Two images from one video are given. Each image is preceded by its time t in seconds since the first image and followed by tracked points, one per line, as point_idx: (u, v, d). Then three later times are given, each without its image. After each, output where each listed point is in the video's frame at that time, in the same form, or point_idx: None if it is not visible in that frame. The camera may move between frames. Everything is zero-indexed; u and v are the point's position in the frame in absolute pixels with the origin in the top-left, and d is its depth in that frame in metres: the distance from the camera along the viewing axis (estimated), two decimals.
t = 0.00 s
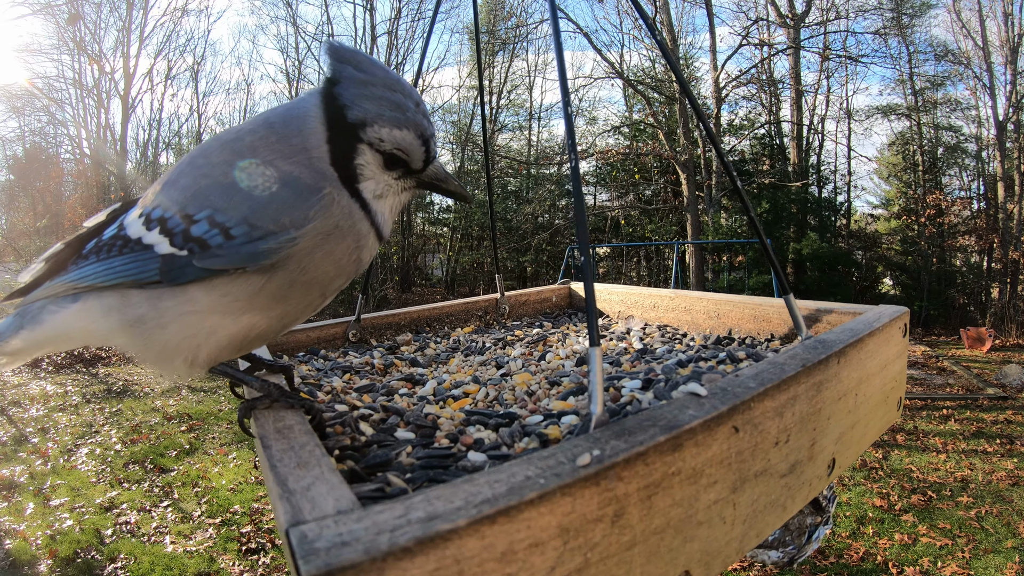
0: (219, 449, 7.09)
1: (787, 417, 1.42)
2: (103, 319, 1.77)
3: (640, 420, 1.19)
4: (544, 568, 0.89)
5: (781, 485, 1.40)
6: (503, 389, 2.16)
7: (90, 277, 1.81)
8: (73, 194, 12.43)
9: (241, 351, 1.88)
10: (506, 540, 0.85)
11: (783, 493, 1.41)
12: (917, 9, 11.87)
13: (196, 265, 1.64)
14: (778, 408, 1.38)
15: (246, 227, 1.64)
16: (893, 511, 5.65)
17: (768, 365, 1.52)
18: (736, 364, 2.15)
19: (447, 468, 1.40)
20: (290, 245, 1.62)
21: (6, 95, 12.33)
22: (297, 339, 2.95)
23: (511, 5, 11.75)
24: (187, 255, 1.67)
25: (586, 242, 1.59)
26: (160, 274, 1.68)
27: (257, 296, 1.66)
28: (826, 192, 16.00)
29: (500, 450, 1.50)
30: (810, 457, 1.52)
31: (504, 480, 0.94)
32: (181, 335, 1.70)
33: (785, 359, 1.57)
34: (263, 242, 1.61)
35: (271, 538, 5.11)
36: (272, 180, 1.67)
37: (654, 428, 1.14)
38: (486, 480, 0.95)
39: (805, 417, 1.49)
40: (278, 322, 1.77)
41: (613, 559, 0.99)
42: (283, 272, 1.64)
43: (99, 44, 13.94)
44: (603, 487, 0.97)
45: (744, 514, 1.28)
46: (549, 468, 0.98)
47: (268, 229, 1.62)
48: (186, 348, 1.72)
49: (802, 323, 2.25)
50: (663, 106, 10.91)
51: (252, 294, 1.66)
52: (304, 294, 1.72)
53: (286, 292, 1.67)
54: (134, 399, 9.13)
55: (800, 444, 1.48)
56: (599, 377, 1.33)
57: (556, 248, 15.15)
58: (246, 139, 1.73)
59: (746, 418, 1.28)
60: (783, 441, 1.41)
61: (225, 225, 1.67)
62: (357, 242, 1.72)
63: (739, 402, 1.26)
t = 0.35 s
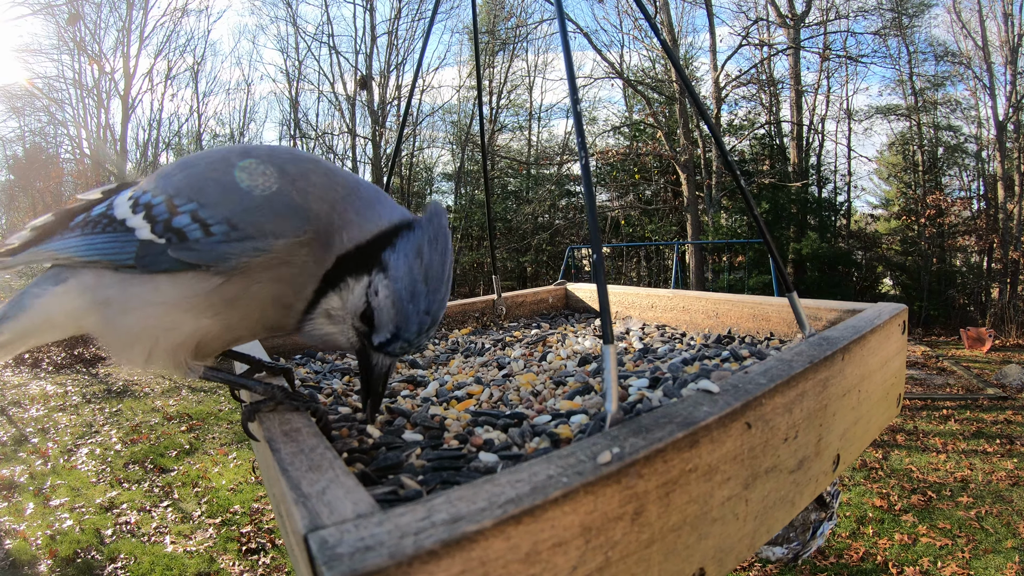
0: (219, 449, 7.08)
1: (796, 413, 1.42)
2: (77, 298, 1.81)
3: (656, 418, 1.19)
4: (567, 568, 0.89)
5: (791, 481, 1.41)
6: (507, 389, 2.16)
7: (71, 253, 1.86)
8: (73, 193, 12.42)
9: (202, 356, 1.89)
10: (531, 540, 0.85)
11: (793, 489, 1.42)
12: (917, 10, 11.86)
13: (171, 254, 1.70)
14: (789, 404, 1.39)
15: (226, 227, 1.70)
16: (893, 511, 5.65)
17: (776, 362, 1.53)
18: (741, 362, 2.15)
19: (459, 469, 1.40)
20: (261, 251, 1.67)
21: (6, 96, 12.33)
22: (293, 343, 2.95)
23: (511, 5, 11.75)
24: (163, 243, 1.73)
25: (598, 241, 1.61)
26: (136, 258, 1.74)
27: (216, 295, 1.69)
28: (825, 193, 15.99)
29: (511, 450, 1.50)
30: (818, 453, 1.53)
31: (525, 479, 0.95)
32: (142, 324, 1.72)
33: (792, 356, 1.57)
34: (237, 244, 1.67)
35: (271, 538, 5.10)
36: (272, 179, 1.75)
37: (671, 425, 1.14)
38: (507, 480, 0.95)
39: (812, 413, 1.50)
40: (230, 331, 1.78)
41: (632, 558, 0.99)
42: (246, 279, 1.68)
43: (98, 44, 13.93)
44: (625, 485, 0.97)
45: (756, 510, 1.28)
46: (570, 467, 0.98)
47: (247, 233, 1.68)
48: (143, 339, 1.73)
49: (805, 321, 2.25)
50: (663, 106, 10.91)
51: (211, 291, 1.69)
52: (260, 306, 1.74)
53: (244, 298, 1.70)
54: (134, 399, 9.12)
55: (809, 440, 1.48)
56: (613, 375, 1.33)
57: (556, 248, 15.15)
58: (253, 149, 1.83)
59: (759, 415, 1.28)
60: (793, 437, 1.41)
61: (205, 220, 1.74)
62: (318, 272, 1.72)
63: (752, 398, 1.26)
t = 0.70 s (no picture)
0: (219, 449, 7.09)
1: (779, 418, 1.42)
2: (120, 311, 1.81)
3: (631, 421, 1.19)
4: (533, 568, 0.89)
5: (773, 486, 1.41)
6: (500, 388, 2.15)
7: (109, 273, 1.83)
8: (73, 194, 12.44)
9: (245, 337, 1.92)
10: (494, 539, 0.85)
11: (775, 494, 1.41)
12: (917, 10, 11.85)
13: (196, 258, 1.68)
14: (771, 410, 1.38)
15: (236, 221, 1.67)
16: (893, 511, 5.65)
17: (761, 367, 1.52)
18: (732, 364, 2.16)
19: (442, 467, 1.40)
20: (277, 232, 1.64)
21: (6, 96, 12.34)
22: (298, 338, 2.95)
23: (511, 5, 11.76)
24: (187, 248, 1.71)
25: (580, 242, 1.59)
26: (165, 266, 1.73)
27: (252, 284, 1.69)
28: (826, 193, 15.99)
29: (495, 449, 1.50)
30: (803, 459, 1.53)
31: (493, 479, 0.95)
32: (187, 324, 1.74)
33: (779, 361, 1.57)
34: (251, 233, 1.65)
35: (270, 538, 5.11)
36: (270, 180, 1.67)
37: (645, 429, 1.14)
38: (477, 479, 0.95)
39: (797, 418, 1.49)
40: (275, 306, 1.80)
41: (601, 559, 0.99)
42: (272, 259, 1.67)
43: (99, 45, 13.95)
44: (592, 487, 0.97)
45: (735, 515, 1.28)
46: (539, 469, 0.98)
47: (257, 220, 1.65)
48: (191, 335, 1.75)
49: (797, 324, 2.25)
50: (663, 106, 10.91)
51: (247, 281, 1.69)
52: (296, 278, 1.74)
53: (278, 277, 1.70)
54: (134, 399, 9.13)
55: (793, 445, 1.48)
56: (590, 377, 1.33)
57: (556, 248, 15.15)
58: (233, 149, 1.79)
59: (737, 420, 1.28)
60: (776, 442, 1.41)
61: (218, 219, 1.70)
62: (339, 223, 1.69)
63: (729, 404, 1.26)
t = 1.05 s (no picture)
0: (219, 449, 7.08)
1: (787, 416, 1.42)
2: (114, 291, 1.92)
3: (641, 420, 1.19)
4: (547, 568, 0.89)
5: (781, 484, 1.40)
6: (503, 389, 2.15)
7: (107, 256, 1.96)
8: (73, 194, 12.43)
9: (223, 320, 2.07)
10: (509, 539, 0.85)
11: (783, 493, 1.41)
12: (917, 10, 11.84)
13: (183, 240, 1.80)
14: (779, 408, 1.38)
15: (219, 206, 1.80)
16: (893, 511, 5.65)
17: (768, 365, 1.53)
18: (737, 363, 2.15)
19: (448, 468, 1.39)
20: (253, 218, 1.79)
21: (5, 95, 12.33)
22: (295, 340, 2.95)
23: (511, 5, 11.75)
24: (175, 231, 1.83)
25: (587, 242, 1.59)
26: (156, 249, 1.86)
27: (226, 267, 1.84)
28: (826, 193, 15.98)
29: (501, 449, 1.50)
30: (810, 457, 1.53)
31: (505, 479, 0.95)
32: (178, 303, 1.87)
33: (785, 359, 1.57)
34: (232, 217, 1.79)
35: (271, 538, 5.10)
36: (271, 180, 1.78)
37: (655, 427, 1.14)
38: (489, 479, 0.95)
39: (805, 416, 1.49)
40: (249, 290, 1.96)
41: (614, 559, 0.99)
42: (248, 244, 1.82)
43: (98, 44, 13.96)
44: (604, 486, 0.97)
45: (744, 514, 1.28)
46: (551, 468, 0.98)
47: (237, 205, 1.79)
48: (180, 314, 1.90)
49: (801, 323, 2.25)
50: (663, 106, 10.90)
51: (223, 264, 1.83)
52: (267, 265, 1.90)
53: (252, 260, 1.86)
54: (134, 399, 9.12)
55: (800, 443, 1.48)
56: (599, 376, 1.33)
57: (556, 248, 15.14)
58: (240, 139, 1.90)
59: (747, 418, 1.28)
60: (783, 440, 1.41)
61: (202, 204, 1.82)
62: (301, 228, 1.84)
63: (738, 402, 1.26)
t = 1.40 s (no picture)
0: (219, 449, 7.08)
1: (799, 413, 1.42)
2: (108, 294, 2.07)
3: (655, 417, 1.19)
4: (564, 569, 0.89)
5: (792, 482, 1.40)
6: (508, 389, 2.16)
7: (109, 259, 2.09)
8: (73, 194, 12.44)
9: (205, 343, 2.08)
10: (525, 541, 0.85)
11: (795, 490, 1.41)
12: (917, 10, 11.86)
13: (156, 267, 1.88)
14: (790, 404, 1.39)
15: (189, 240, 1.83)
16: (893, 511, 5.65)
17: (779, 361, 1.53)
18: (744, 361, 2.16)
19: (457, 469, 1.40)
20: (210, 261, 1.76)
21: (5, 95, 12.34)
22: (295, 342, 2.95)
23: (511, 5, 11.77)
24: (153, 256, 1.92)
25: (596, 240, 1.60)
26: (139, 266, 1.96)
27: (192, 303, 1.84)
28: (826, 193, 15.98)
29: (510, 450, 1.50)
30: (821, 454, 1.53)
31: (520, 479, 0.95)
32: (150, 321, 1.94)
33: (795, 356, 1.57)
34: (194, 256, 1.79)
35: (271, 538, 5.10)
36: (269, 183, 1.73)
37: (670, 424, 1.14)
38: (503, 479, 0.95)
39: (815, 413, 1.49)
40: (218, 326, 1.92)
41: (630, 559, 0.99)
42: (208, 285, 1.79)
43: (98, 44, 13.99)
44: (621, 484, 0.97)
45: (758, 512, 1.28)
46: (566, 466, 0.98)
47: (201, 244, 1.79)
48: (152, 332, 1.96)
49: (808, 321, 2.24)
50: (663, 106, 10.90)
51: (187, 299, 1.84)
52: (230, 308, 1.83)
53: (212, 301, 1.81)
54: (134, 399, 9.12)
55: (811, 441, 1.48)
56: (612, 373, 1.33)
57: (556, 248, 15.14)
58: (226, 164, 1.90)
59: (760, 414, 1.28)
60: (795, 437, 1.41)
61: (176, 236, 1.88)
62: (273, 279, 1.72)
63: (752, 397, 1.26)
